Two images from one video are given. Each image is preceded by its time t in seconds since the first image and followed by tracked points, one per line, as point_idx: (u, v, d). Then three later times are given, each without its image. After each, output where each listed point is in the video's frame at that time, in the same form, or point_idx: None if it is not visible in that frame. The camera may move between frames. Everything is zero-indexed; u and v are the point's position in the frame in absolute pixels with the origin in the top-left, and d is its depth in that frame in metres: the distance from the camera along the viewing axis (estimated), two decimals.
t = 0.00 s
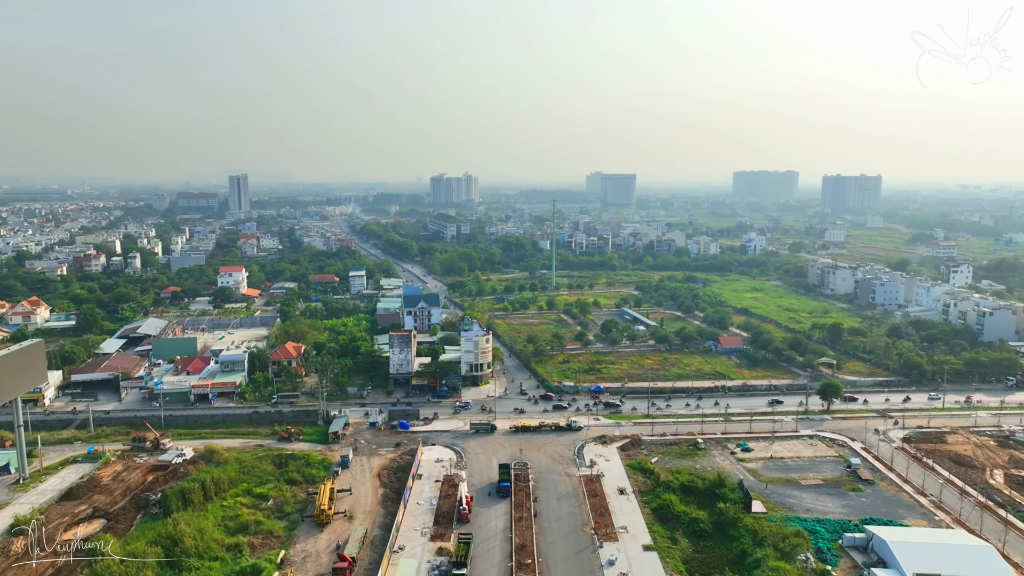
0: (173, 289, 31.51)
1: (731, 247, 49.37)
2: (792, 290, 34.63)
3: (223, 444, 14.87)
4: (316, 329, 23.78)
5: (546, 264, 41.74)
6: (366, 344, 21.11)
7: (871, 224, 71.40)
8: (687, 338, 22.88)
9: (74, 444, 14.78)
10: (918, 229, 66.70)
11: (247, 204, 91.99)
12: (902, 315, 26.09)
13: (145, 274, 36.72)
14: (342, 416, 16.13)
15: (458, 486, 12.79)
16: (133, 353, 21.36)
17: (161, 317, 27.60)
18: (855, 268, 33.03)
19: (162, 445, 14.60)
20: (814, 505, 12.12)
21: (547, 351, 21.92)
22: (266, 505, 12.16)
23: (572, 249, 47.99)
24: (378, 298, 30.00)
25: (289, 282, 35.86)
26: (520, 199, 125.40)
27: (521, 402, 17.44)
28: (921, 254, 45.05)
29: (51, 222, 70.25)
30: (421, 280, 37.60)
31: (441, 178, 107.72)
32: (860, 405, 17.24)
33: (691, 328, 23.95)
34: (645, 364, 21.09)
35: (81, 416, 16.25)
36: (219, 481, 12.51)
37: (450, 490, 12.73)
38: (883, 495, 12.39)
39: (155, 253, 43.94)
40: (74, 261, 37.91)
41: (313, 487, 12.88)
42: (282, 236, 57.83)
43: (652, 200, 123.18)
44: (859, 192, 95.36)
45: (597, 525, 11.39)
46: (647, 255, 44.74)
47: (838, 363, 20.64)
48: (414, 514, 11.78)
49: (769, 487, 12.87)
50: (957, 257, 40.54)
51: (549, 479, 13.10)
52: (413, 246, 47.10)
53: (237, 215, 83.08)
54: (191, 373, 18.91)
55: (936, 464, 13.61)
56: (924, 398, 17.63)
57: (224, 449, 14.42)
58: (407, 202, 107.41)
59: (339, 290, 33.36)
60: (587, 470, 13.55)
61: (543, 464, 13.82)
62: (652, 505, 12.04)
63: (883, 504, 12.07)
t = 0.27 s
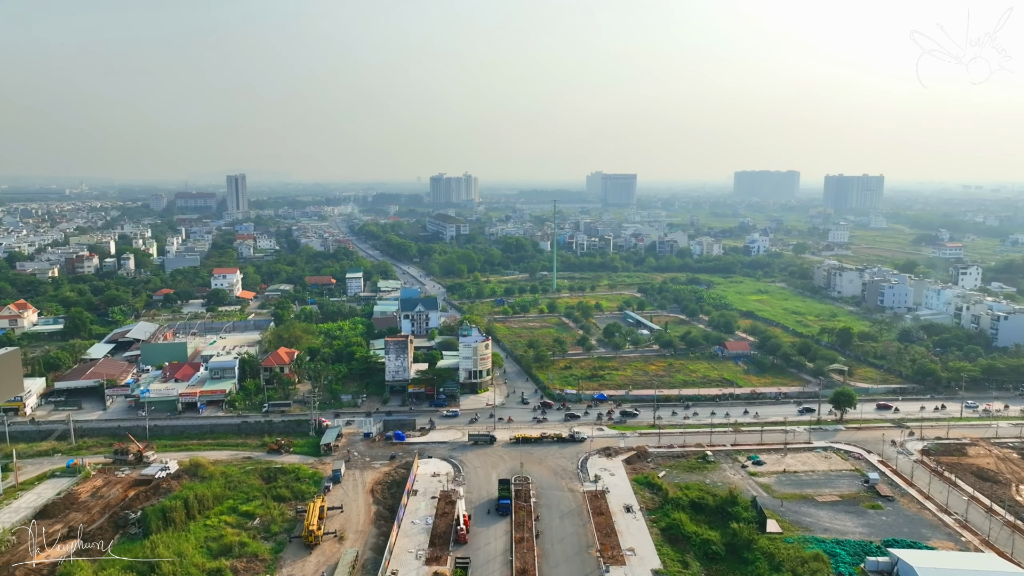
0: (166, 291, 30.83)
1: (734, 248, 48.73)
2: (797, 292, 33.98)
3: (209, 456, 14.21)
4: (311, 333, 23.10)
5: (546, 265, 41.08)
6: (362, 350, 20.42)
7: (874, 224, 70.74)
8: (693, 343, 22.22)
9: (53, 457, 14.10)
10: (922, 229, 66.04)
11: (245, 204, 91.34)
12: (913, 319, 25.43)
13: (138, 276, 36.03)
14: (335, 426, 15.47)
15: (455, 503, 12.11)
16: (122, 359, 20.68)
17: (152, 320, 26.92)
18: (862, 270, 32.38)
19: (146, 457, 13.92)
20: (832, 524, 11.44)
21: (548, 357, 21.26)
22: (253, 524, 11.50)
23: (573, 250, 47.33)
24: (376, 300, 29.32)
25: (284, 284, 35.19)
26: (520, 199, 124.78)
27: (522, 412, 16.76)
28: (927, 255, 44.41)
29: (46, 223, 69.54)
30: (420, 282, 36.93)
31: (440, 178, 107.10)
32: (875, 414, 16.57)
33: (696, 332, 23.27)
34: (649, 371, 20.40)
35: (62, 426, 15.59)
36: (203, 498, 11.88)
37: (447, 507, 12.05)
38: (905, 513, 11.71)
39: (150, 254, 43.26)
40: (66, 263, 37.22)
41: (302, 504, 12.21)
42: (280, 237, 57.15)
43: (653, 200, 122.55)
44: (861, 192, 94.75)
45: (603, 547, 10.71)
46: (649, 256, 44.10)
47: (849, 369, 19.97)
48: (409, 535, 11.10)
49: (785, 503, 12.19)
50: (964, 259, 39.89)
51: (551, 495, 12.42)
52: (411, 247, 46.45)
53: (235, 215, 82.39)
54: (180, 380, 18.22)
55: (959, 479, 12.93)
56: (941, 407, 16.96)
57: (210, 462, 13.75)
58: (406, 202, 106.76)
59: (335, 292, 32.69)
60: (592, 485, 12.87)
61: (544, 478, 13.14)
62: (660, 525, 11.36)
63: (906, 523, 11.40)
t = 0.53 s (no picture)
0: (158, 294, 30.15)
1: (737, 249, 48.13)
2: (804, 294, 33.34)
3: (194, 470, 13.52)
4: (305, 338, 22.43)
5: (547, 266, 40.46)
6: (356, 356, 19.76)
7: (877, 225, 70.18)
8: (698, 348, 21.57)
9: (30, 471, 13.41)
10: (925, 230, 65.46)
11: (243, 204, 90.68)
12: (923, 322, 24.82)
13: (131, 278, 35.35)
14: (327, 437, 14.80)
15: (452, 523, 11.43)
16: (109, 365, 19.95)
17: (144, 324, 26.22)
18: (869, 272, 31.79)
19: (127, 471, 13.25)
20: (853, 546, 10.75)
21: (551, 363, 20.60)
22: (238, 545, 10.85)
23: (574, 251, 46.72)
24: (372, 303, 28.67)
25: (280, 285, 34.54)
26: (520, 199, 124.21)
27: (522, 421, 16.08)
28: (933, 256, 43.86)
29: (42, 223, 68.78)
30: (418, 284, 36.30)
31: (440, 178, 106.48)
32: (891, 425, 15.88)
33: (701, 337, 22.63)
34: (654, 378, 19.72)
35: (41, 437, 14.88)
36: (183, 516, 11.18)
37: (443, 527, 11.38)
38: (930, 534, 11.05)
39: (144, 256, 42.56)
40: (58, 264, 36.54)
41: (290, 523, 11.53)
42: (277, 237, 56.47)
43: (654, 200, 121.95)
44: (864, 193, 94.27)
45: (610, 571, 10.01)
46: (652, 257, 43.48)
47: (861, 376, 19.30)
48: (402, 558, 10.42)
49: (801, 521, 11.54)
50: (971, 260, 39.35)
51: (554, 514, 11.74)
52: (410, 248, 45.83)
53: (233, 215, 81.72)
54: (168, 387, 17.57)
55: (984, 495, 12.27)
56: (960, 416, 16.28)
57: (195, 476, 13.09)
58: (406, 202, 106.12)
59: (331, 295, 32.06)
60: (596, 502, 12.19)
61: (546, 495, 12.45)
62: (670, 548, 10.67)
63: (929, 545, 10.73)
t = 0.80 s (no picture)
0: (151, 297, 29.52)
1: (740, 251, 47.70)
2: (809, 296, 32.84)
3: (177, 486, 12.89)
4: (299, 343, 21.79)
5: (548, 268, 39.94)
6: (351, 363, 19.15)
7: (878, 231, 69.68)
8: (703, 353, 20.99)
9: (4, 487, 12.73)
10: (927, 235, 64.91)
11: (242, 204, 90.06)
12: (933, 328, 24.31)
13: (124, 280, 34.71)
14: (318, 450, 14.14)
15: (449, 545, 10.74)
16: (94, 372, 19.22)
17: (134, 328, 25.51)
18: (874, 277, 31.33)
19: (107, 488, 12.58)
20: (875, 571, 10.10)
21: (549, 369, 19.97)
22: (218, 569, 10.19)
23: (575, 252, 46.19)
24: (370, 306, 28.10)
25: (276, 286, 33.92)
26: (520, 197, 123.63)
27: (523, 432, 15.46)
28: (938, 257, 43.43)
29: (36, 222, 67.98)
30: (417, 287, 35.77)
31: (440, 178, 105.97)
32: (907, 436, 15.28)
33: (706, 341, 22.04)
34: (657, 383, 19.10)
35: (19, 450, 14.19)
36: (159, 539, 10.69)
37: (439, 549, 10.70)
38: (958, 557, 10.40)
39: (139, 257, 41.94)
40: (50, 266, 35.89)
41: (277, 544, 10.81)
42: (274, 238, 55.90)
43: (654, 199, 121.45)
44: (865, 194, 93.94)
45: None
46: (654, 258, 42.99)
47: (872, 385, 18.75)
48: None
49: (816, 544, 10.89)
50: (977, 263, 38.91)
51: (558, 534, 11.04)
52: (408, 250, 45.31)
53: (231, 214, 81.08)
54: (154, 396, 16.90)
55: (1011, 513, 11.61)
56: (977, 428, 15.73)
57: (178, 493, 12.46)
58: (405, 202, 105.54)
59: (328, 297, 31.48)
60: (601, 520, 11.51)
61: (549, 513, 11.77)
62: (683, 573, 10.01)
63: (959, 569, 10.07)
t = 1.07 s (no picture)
0: (143, 299, 29.55)
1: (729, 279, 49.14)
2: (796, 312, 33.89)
3: (157, 491, 14.66)
4: (292, 344, 22.20)
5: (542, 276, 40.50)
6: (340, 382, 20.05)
7: (861, 256, 70.72)
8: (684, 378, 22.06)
9: None
10: (908, 263, 66.01)
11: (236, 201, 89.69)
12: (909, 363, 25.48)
13: (117, 281, 34.74)
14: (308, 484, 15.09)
15: None
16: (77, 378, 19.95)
17: (121, 333, 25.62)
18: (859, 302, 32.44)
19: (83, 506, 14.01)
20: None
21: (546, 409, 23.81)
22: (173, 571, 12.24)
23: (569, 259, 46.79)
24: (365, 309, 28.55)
25: (270, 288, 34.07)
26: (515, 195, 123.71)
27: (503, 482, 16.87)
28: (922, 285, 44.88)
29: (26, 219, 67.40)
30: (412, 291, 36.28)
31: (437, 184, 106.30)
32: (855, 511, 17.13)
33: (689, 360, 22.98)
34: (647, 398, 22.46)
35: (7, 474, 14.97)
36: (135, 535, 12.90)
37: None
38: None
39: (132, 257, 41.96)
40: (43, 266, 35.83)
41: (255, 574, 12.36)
42: (267, 238, 55.97)
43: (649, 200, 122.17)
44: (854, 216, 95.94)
45: None
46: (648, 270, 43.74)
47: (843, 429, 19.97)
48: None
49: (808, 555, 15.00)
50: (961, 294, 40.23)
51: None
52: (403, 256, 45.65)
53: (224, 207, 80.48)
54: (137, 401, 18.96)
55: None
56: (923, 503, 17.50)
57: (156, 508, 14.15)
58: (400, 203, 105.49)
59: (324, 299, 31.80)
60: None
61: None
62: None
63: None
